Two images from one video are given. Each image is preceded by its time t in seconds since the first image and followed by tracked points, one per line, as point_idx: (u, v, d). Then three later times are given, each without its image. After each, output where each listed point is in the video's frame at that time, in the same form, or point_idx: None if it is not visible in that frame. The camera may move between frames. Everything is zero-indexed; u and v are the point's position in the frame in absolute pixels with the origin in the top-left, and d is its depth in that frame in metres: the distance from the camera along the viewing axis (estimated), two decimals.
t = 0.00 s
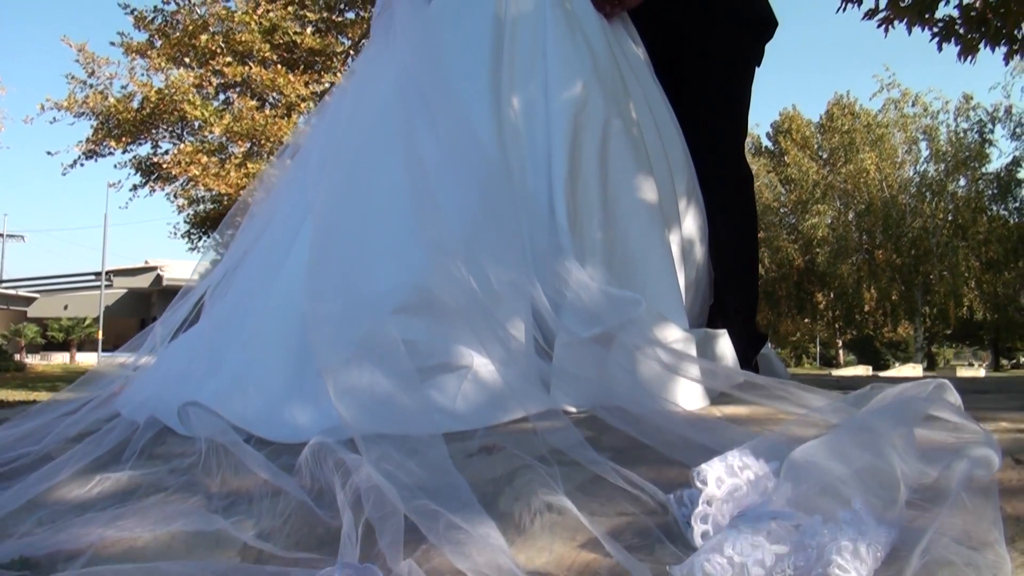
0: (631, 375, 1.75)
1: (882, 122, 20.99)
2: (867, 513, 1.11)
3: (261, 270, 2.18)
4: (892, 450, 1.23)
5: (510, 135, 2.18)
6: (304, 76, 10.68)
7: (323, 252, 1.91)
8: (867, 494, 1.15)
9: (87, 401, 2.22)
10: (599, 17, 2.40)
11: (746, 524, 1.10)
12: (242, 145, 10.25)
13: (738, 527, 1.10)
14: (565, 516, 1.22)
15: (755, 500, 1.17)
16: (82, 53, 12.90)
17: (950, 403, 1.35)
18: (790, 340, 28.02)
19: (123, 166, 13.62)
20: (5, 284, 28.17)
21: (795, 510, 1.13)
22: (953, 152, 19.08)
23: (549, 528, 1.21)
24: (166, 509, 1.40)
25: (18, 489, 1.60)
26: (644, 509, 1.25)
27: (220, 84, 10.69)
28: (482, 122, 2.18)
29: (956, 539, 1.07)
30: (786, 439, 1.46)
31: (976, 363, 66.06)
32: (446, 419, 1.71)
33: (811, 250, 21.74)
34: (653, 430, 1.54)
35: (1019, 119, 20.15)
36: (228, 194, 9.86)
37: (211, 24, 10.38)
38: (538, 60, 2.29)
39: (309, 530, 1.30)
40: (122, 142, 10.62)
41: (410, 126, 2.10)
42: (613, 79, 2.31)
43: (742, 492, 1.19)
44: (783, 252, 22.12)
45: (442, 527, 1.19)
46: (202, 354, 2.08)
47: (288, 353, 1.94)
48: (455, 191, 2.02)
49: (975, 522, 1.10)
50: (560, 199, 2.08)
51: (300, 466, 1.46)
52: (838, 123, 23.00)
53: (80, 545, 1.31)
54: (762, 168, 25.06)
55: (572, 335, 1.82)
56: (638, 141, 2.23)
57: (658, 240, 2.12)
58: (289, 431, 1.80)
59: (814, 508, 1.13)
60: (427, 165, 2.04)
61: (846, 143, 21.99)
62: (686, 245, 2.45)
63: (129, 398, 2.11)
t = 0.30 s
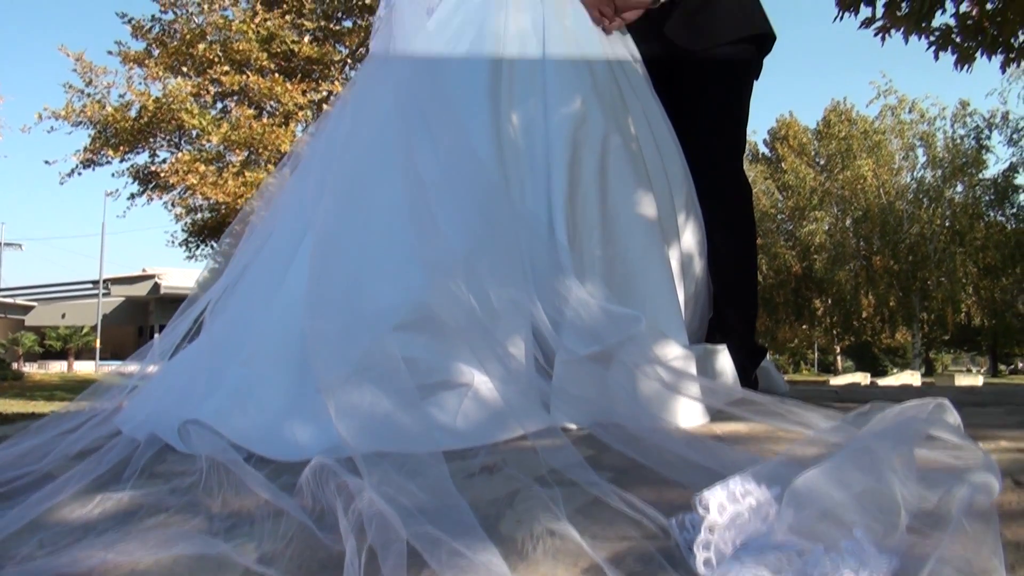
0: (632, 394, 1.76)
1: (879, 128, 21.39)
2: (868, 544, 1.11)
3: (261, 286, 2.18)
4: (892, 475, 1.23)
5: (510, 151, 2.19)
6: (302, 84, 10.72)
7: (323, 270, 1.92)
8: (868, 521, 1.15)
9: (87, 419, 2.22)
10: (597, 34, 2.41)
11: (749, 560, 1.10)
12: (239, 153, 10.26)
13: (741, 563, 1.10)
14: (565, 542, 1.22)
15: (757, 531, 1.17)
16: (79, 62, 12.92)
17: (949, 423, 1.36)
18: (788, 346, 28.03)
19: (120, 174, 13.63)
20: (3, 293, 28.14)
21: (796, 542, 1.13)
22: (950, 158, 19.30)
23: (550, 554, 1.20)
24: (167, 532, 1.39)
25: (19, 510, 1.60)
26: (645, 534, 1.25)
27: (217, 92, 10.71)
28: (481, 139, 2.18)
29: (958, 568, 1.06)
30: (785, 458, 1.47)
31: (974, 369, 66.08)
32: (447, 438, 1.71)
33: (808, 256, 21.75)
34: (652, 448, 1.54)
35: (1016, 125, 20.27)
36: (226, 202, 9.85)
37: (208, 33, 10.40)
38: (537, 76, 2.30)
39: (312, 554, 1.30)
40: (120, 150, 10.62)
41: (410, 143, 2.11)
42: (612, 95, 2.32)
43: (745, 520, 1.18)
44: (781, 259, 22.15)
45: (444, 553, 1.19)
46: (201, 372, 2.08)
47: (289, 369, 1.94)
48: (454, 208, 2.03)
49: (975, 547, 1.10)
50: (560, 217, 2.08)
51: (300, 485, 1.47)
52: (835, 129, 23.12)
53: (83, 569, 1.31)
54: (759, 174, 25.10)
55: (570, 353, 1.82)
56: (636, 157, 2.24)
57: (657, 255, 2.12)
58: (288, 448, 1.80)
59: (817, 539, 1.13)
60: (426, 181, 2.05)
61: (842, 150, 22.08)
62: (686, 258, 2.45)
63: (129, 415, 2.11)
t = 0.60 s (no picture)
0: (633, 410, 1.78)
1: (875, 135, 21.64)
2: (870, 569, 1.11)
3: (260, 301, 2.18)
4: (893, 500, 1.23)
5: (509, 168, 2.20)
6: (298, 93, 10.75)
7: (323, 287, 1.92)
8: (868, 545, 1.15)
9: (87, 436, 2.22)
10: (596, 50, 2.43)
11: None
12: (237, 161, 10.25)
13: None
14: (567, 568, 1.21)
15: (760, 556, 1.17)
16: (77, 70, 12.98)
17: (947, 445, 1.37)
18: (785, 352, 28.08)
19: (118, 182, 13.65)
20: None
21: (797, 566, 1.13)
22: (947, 164, 19.58)
23: None
24: (168, 554, 1.39)
25: (19, 531, 1.60)
26: (646, 558, 1.25)
27: (214, 100, 10.73)
28: (479, 154, 2.19)
29: None
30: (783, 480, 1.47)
31: (972, 374, 66.15)
32: (446, 456, 1.72)
33: (805, 262, 21.81)
34: (651, 469, 1.54)
35: (1012, 132, 20.38)
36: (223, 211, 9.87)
37: (205, 41, 10.46)
38: (536, 92, 2.31)
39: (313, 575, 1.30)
40: (117, 158, 10.67)
41: (409, 159, 2.11)
42: (611, 110, 2.33)
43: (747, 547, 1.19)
44: (778, 265, 22.23)
45: None
46: (202, 388, 2.08)
47: (288, 387, 1.94)
48: (454, 225, 2.03)
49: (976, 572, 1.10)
50: (559, 233, 2.08)
51: (301, 506, 1.47)
52: (832, 136, 23.21)
53: None
54: (756, 181, 25.17)
55: (570, 370, 1.82)
56: (635, 172, 2.25)
57: (656, 270, 2.13)
58: (288, 465, 1.80)
59: (819, 562, 1.13)
60: (425, 198, 2.06)
61: (839, 156, 22.16)
62: (684, 273, 2.45)
63: (129, 432, 2.11)
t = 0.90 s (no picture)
0: (634, 428, 1.79)
1: (873, 141, 21.75)
2: None
3: (258, 319, 2.18)
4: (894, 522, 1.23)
5: (508, 185, 2.20)
6: (296, 100, 10.81)
7: (323, 308, 1.93)
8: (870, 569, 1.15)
9: (87, 457, 2.21)
10: (593, 67, 2.45)
11: None
12: (234, 170, 10.32)
13: None
14: None
15: None
16: (74, 79, 12.99)
17: (947, 466, 1.37)
18: (782, 357, 28.08)
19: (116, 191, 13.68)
20: None
21: None
22: (944, 169, 19.73)
23: None
24: None
25: (21, 554, 1.60)
26: None
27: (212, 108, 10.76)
28: (478, 171, 2.19)
29: None
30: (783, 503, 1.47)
31: (971, 379, 66.14)
32: (446, 475, 1.71)
33: (803, 268, 21.86)
34: (651, 490, 1.54)
35: (1009, 137, 20.46)
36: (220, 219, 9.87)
37: (203, 49, 10.50)
38: (534, 108, 2.31)
39: None
40: (114, 167, 10.69)
41: (407, 178, 2.12)
42: (609, 126, 2.34)
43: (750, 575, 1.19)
44: (776, 271, 22.26)
45: None
46: (201, 406, 2.08)
47: (286, 405, 1.93)
48: (452, 243, 2.03)
49: None
50: (559, 249, 2.08)
51: (302, 529, 1.47)
52: (829, 142, 23.27)
53: None
54: (754, 187, 25.20)
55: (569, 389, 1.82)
56: (633, 187, 2.25)
57: (655, 287, 2.13)
58: (288, 484, 1.79)
59: None
60: (424, 216, 2.06)
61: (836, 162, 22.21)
62: (683, 287, 2.45)
63: (129, 452, 2.11)
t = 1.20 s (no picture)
0: (634, 447, 1.80)
1: (871, 146, 21.77)
2: None
3: (257, 338, 2.18)
4: (896, 545, 1.23)
5: (507, 202, 2.20)
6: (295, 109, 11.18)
7: (323, 327, 1.93)
8: None
9: (89, 478, 2.22)
10: (592, 82, 2.46)
11: None
12: (234, 177, 10.58)
13: None
14: None
15: None
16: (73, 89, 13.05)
17: (948, 487, 1.37)
18: (782, 363, 28.06)
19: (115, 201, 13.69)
20: None
21: None
22: (942, 175, 19.72)
23: None
24: None
25: None
26: None
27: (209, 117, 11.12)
28: (478, 188, 2.19)
29: None
30: (783, 527, 1.46)
31: (972, 383, 66.11)
32: (446, 495, 1.71)
33: (802, 273, 21.91)
34: (651, 512, 1.54)
35: (1007, 141, 20.50)
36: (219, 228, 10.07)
37: (202, 59, 10.83)
38: (533, 124, 2.32)
39: None
40: (114, 175, 11.06)
41: (407, 197, 2.12)
42: (608, 142, 2.34)
43: None
44: (776, 277, 22.29)
45: None
46: (202, 423, 2.08)
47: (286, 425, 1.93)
48: (452, 260, 2.03)
49: None
50: (559, 266, 2.08)
51: (302, 551, 1.48)
52: (828, 147, 23.28)
53: None
54: (752, 195, 25.18)
55: (568, 409, 1.83)
56: (633, 203, 2.25)
57: (655, 303, 2.13)
58: (291, 505, 1.79)
59: None
60: (424, 233, 2.06)
61: (834, 168, 22.24)
62: (682, 302, 2.45)
63: (133, 472, 2.11)
